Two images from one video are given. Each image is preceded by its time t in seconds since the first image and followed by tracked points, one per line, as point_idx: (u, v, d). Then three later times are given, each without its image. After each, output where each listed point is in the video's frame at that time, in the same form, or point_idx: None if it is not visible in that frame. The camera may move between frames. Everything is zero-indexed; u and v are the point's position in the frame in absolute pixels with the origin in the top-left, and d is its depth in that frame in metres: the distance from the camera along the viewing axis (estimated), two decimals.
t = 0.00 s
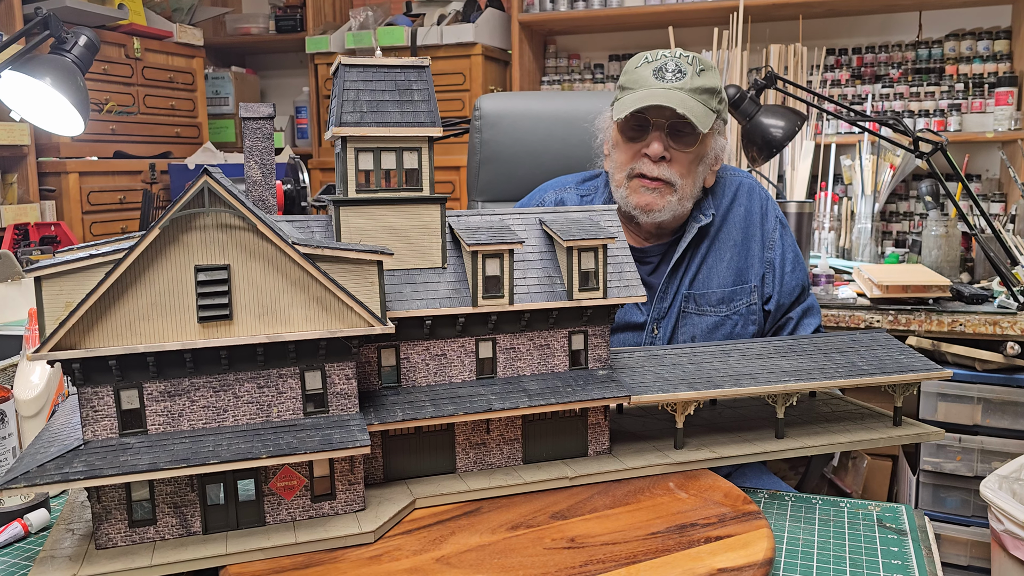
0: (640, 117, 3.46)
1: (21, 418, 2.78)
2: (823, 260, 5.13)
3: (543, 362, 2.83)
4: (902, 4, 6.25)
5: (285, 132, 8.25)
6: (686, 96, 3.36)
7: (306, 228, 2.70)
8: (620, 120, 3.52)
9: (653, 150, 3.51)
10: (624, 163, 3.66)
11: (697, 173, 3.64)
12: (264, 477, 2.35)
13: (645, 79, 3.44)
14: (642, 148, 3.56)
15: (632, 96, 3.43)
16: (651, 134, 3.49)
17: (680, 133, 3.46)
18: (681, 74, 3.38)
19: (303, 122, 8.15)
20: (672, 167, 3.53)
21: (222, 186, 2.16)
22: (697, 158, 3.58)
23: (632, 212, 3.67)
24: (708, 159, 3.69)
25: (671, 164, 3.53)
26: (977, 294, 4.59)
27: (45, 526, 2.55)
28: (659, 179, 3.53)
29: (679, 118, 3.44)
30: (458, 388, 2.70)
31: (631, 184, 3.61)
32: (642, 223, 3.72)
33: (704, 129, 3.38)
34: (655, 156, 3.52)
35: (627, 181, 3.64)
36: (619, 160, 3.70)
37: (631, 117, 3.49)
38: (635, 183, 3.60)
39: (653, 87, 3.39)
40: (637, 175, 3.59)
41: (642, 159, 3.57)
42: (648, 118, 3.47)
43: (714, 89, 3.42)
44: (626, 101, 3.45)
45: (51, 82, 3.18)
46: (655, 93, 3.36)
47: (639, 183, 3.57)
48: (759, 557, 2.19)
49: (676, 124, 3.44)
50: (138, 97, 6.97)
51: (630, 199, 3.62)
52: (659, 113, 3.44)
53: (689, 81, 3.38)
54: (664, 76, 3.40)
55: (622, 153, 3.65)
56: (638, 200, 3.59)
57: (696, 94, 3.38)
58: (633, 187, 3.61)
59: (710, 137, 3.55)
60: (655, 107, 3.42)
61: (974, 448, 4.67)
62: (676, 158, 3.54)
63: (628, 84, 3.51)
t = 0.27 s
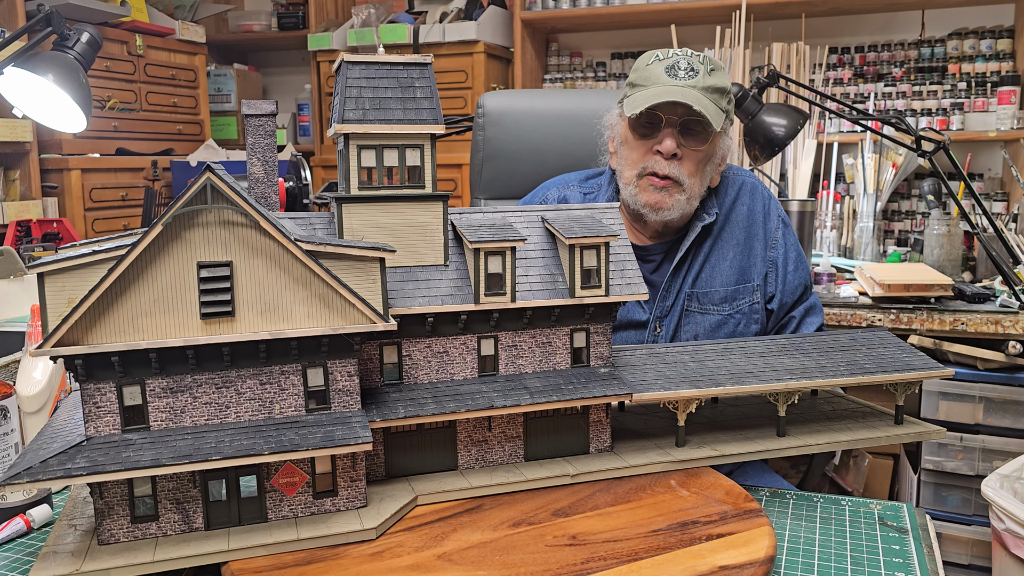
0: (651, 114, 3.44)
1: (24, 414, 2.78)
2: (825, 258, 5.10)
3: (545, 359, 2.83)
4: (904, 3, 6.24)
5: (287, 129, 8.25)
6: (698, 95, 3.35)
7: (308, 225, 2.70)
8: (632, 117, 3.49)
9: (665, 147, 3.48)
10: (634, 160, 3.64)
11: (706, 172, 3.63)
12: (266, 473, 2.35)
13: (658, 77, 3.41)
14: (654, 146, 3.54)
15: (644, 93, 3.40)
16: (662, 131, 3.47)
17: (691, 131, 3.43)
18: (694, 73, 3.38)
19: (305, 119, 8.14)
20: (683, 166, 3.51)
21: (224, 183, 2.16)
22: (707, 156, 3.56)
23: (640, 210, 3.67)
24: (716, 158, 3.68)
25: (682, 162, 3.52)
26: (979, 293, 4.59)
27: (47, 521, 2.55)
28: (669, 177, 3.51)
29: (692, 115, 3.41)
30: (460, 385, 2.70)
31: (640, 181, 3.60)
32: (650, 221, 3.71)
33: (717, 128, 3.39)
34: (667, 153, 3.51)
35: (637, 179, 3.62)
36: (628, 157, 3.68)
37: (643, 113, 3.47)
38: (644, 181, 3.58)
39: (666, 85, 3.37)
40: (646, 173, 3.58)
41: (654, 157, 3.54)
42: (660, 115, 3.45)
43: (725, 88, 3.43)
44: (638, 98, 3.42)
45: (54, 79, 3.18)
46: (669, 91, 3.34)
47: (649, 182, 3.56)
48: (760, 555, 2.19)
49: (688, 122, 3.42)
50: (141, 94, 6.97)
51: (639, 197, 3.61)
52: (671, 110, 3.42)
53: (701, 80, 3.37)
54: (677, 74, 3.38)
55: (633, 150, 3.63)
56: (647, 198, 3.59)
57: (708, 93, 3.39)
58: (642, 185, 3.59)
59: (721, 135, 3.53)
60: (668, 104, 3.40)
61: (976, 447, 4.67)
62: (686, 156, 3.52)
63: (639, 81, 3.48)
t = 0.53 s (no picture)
0: (654, 117, 3.43)
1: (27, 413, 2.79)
2: (827, 260, 5.11)
3: (546, 361, 2.84)
4: (907, 4, 6.24)
5: (289, 128, 8.26)
6: (702, 98, 3.35)
7: (311, 226, 2.70)
8: (634, 120, 3.48)
9: (666, 152, 3.47)
10: (635, 164, 3.64)
11: (706, 176, 3.63)
12: (268, 474, 2.36)
13: (661, 79, 3.39)
14: (656, 149, 3.53)
15: (647, 96, 3.39)
16: (664, 135, 3.46)
17: (693, 136, 3.43)
18: (698, 76, 3.36)
19: (308, 118, 8.15)
20: (684, 170, 3.51)
21: (228, 184, 2.17)
22: (708, 161, 3.56)
23: (641, 213, 3.68)
24: (717, 162, 3.68)
25: (683, 167, 3.51)
26: (980, 295, 4.60)
27: (50, 520, 2.56)
28: (669, 182, 3.51)
29: (695, 119, 3.41)
30: (462, 387, 2.71)
31: (641, 185, 3.60)
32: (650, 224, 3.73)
33: (719, 132, 3.38)
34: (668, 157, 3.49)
35: (637, 182, 3.62)
36: (630, 160, 3.68)
37: (646, 117, 3.46)
38: (645, 186, 3.59)
39: (669, 88, 3.36)
40: (647, 177, 3.58)
41: (655, 161, 3.54)
42: (663, 119, 3.44)
43: (728, 92, 3.42)
44: (641, 100, 3.40)
45: (57, 78, 3.18)
46: (673, 94, 3.33)
47: (649, 186, 3.56)
48: (761, 557, 2.20)
49: (690, 126, 3.42)
50: (144, 92, 6.98)
51: (639, 201, 3.62)
52: (674, 114, 3.42)
53: (705, 83, 3.36)
54: (681, 77, 3.36)
55: (634, 153, 3.62)
56: (647, 202, 3.60)
57: (711, 96, 3.38)
58: (643, 189, 3.60)
59: (723, 140, 3.53)
60: (671, 107, 3.38)
61: (976, 449, 4.68)
62: (688, 161, 3.52)
63: (642, 83, 3.46)
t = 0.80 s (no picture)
0: (650, 119, 3.43)
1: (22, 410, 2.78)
2: (825, 261, 5.10)
3: (543, 361, 2.83)
4: (907, 5, 6.24)
5: (288, 125, 8.24)
6: (698, 99, 3.34)
7: (307, 225, 2.69)
8: (631, 122, 3.50)
9: (663, 153, 3.48)
10: (633, 165, 3.64)
11: (704, 177, 3.62)
12: (262, 473, 2.35)
13: (658, 80, 3.40)
14: (653, 151, 3.54)
15: (643, 97, 3.40)
16: (661, 137, 3.47)
17: (690, 137, 3.43)
18: (694, 77, 3.36)
19: (306, 115, 8.11)
20: (681, 171, 3.51)
21: (223, 182, 2.15)
22: (706, 161, 3.55)
23: (638, 214, 3.67)
24: (716, 163, 3.67)
25: (680, 168, 3.51)
26: (978, 297, 4.60)
27: (43, 518, 2.55)
28: (666, 183, 3.51)
29: (691, 120, 3.41)
30: (458, 386, 2.70)
31: (638, 186, 3.60)
32: (648, 226, 3.71)
33: (716, 133, 3.38)
34: (665, 159, 3.50)
35: (634, 184, 3.62)
36: (627, 162, 3.68)
37: (642, 118, 3.47)
38: (642, 186, 3.59)
39: (665, 89, 3.36)
40: (645, 178, 3.58)
41: (652, 162, 3.54)
42: (659, 120, 3.44)
43: (724, 93, 3.42)
44: (637, 102, 3.41)
45: (54, 73, 3.16)
46: (669, 95, 3.34)
47: (646, 187, 3.56)
48: (757, 560, 2.19)
49: (687, 127, 3.42)
50: (141, 89, 6.96)
51: (637, 202, 3.61)
52: (671, 115, 3.42)
53: (701, 84, 3.36)
54: (677, 79, 3.37)
55: (632, 155, 3.63)
56: (644, 203, 3.59)
57: (708, 97, 3.38)
58: (640, 190, 3.59)
59: (720, 140, 3.52)
60: (668, 108, 3.39)
61: (974, 450, 4.67)
62: (685, 162, 3.51)
63: (639, 84, 3.48)
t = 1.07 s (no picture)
0: (644, 115, 3.47)
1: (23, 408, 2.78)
2: (828, 262, 5.04)
3: (545, 361, 2.83)
4: (910, 6, 6.23)
5: (290, 124, 8.25)
6: (688, 91, 3.39)
7: (309, 223, 2.69)
8: (624, 119, 3.53)
9: (659, 147, 3.51)
10: (629, 162, 3.65)
11: (699, 168, 3.65)
12: (264, 472, 2.35)
13: (647, 76, 3.45)
14: (648, 146, 3.56)
15: (635, 94, 3.44)
16: (655, 131, 3.50)
17: (683, 129, 3.47)
18: (682, 70, 3.41)
19: (308, 114, 8.11)
20: (677, 164, 3.54)
21: (225, 180, 2.15)
22: (699, 153, 3.59)
23: (638, 210, 3.65)
24: (709, 154, 3.71)
25: (676, 160, 3.54)
26: (980, 298, 4.60)
27: (44, 516, 2.55)
28: (664, 176, 3.52)
29: (684, 113, 3.45)
30: (460, 385, 2.69)
31: (637, 182, 3.60)
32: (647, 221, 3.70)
33: (709, 123, 3.43)
34: (661, 153, 3.53)
35: (632, 180, 3.62)
36: (622, 159, 3.71)
37: (635, 115, 3.50)
38: (640, 182, 3.59)
39: (655, 84, 3.41)
40: (641, 173, 3.58)
41: (648, 157, 3.57)
42: (652, 116, 3.48)
43: (713, 83, 3.47)
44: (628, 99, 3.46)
45: (57, 71, 3.17)
46: (660, 90, 3.38)
47: (644, 182, 3.56)
48: (758, 561, 2.19)
49: (680, 120, 3.46)
50: (144, 87, 6.96)
51: (636, 198, 3.60)
52: (663, 109, 3.46)
53: (689, 77, 3.41)
54: (666, 73, 3.42)
55: (627, 152, 3.65)
56: (643, 198, 3.58)
57: (697, 89, 3.43)
58: (638, 185, 3.59)
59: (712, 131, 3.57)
60: (659, 103, 3.43)
61: (975, 452, 4.67)
62: (680, 155, 3.55)
63: (629, 81, 3.52)
